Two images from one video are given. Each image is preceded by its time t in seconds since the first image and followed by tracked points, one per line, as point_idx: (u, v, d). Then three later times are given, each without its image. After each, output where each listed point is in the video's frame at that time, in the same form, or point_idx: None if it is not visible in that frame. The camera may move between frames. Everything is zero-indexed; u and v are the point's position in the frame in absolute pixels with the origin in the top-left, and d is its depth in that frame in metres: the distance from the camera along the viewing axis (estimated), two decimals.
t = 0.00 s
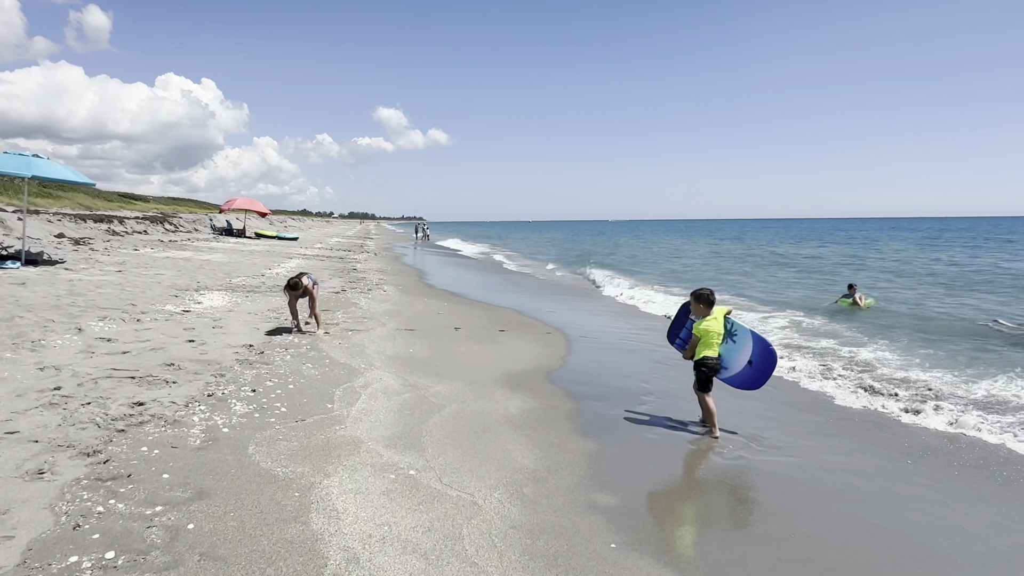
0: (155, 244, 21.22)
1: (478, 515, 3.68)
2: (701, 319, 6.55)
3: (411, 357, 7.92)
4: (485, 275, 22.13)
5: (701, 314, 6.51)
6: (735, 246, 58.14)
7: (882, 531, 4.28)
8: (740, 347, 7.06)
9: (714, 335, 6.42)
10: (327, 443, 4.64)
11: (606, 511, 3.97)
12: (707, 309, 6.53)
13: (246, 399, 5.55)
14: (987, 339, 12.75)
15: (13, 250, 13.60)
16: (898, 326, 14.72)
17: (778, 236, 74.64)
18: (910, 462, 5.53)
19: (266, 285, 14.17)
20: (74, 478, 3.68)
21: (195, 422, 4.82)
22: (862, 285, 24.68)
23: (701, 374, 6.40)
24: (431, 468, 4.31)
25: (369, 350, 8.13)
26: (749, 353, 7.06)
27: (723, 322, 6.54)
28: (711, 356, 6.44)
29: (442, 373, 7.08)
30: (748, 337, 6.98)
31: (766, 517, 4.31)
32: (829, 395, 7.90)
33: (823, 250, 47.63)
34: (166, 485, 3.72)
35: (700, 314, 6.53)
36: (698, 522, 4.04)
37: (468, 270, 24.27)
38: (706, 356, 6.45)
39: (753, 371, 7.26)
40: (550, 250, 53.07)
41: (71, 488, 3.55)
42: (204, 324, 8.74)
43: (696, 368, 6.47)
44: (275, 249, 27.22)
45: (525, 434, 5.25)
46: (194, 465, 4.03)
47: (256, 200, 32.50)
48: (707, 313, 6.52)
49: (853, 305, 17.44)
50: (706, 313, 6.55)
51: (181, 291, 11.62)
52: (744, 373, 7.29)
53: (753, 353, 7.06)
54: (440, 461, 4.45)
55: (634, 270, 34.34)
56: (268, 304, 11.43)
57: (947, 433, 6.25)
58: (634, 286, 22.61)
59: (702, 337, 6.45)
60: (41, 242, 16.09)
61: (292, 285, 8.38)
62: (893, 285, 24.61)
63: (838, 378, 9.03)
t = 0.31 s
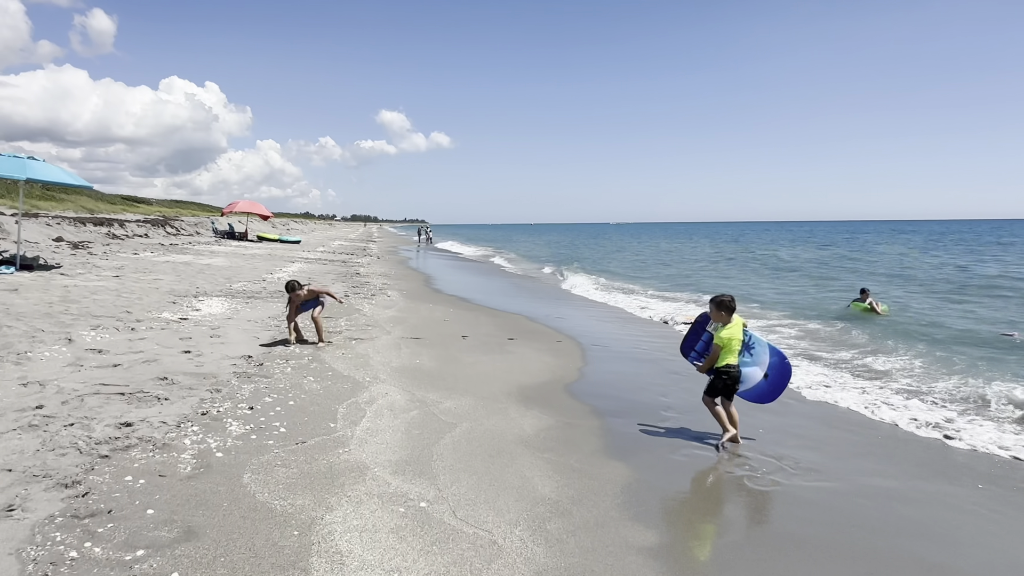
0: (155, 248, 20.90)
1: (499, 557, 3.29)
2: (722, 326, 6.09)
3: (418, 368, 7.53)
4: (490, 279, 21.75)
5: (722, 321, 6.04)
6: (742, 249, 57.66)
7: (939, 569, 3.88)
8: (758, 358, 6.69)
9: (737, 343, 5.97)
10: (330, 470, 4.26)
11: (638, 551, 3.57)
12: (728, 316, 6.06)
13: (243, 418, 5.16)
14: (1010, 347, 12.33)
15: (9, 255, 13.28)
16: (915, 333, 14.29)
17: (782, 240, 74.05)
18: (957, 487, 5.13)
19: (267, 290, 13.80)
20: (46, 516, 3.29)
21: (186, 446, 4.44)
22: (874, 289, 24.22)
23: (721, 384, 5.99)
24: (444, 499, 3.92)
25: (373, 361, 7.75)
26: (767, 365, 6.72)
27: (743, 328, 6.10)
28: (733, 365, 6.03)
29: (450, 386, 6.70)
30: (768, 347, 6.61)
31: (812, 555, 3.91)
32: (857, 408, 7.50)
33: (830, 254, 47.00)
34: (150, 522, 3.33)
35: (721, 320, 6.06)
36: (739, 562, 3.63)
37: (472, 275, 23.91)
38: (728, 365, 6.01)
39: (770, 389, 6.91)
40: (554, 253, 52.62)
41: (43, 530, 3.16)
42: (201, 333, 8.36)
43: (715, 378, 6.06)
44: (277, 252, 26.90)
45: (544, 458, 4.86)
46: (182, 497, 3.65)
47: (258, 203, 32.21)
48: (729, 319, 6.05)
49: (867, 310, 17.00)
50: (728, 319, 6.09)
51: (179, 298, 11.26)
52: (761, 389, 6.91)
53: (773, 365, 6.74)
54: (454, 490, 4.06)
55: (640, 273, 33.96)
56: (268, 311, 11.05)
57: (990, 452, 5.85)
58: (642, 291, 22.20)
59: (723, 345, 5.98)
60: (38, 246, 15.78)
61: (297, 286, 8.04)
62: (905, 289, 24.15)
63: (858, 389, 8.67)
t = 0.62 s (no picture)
0: (155, 250, 20.62)
1: None
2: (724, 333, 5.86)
3: (423, 376, 7.18)
4: (495, 282, 21.39)
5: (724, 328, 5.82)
6: (747, 251, 57.16)
7: None
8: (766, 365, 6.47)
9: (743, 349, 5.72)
10: (331, 491, 3.91)
11: None
12: (729, 321, 5.85)
13: (238, 432, 4.82)
14: None
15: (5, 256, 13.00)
16: (935, 338, 13.85)
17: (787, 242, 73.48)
18: (1009, 508, 4.74)
19: (267, 293, 13.47)
20: (15, 549, 2.95)
21: (176, 464, 4.10)
22: (885, 292, 23.79)
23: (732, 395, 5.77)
24: (456, 526, 3.56)
25: (377, 368, 7.41)
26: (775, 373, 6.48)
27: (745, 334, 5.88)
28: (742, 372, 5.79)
29: (459, 395, 6.35)
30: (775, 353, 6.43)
31: None
32: (887, 419, 7.11)
33: (837, 255, 46.47)
34: (130, 556, 2.99)
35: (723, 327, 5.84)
36: None
37: (477, 277, 23.56)
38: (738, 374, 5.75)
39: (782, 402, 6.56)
40: (558, 255, 52.22)
41: (9, 566, 2.82)
42: (198, 339, 8.02)
43: (725, 387, 5.82)
44: (280, 254, 26.60)
45: (562, 476, 4.50)
46: (168, 525, 3.30)
47: (259, 204, 31.90)
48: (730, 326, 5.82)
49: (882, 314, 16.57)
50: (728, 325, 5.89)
51: (176, 301, 10.93)
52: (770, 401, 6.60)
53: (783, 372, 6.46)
54: (466, 515, 3.72)
55: (646, 274, 33.55)
56: (268, 315, 10.71)
57: None
58: (649, 295, 21.83)
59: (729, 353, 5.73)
60: (36, 248, 15.50)
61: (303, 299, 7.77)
62: (917, 292, 23.68)
63: (881, 397, 8.31)
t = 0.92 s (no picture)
0: (155, 252, 20.31)
1: None
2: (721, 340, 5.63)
3: (430, 387, 6.83)
4: (500, 285, 21.03)
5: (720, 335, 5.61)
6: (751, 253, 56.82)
7: None
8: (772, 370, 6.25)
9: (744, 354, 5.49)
10: (334, 524, 3.55)
11: None
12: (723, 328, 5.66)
13: (234, 452, 4.47)
14: None
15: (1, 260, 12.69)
16: (954, 344, 13.44)
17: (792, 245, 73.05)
18: None
19: (268, 298, 13.13)
20: None
21: (165, 492, 3.75)
22: (896, 296, 23.35)
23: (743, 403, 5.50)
24: (473, 567, 3.20)
25: (381, 379, 7.06)
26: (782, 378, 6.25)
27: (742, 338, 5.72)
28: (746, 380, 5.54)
29: (469, 410, 6.00)
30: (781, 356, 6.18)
31: None
32: (919, 433, 6.73)
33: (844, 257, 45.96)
34: None
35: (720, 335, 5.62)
36: None
37: (481, 280, 23.21)
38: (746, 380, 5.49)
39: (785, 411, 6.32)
40: (562, 257, 51.81)
41: None
42: (195, 348, 7.68)
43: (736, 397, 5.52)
44: (282, 257, 26.28)
45: (584, 504, 4.14)
46: (151, 568, 2.95)
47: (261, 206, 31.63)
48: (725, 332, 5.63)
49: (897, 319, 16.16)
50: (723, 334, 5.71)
51: (174, 306, 10.59)
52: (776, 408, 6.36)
53: (790, 379, 6.23)
54: (483, 552, 3.36)
55: (651, 277, 33.12)
56: (269, 321, 10.37)
57: None
58: (656, 299, 21.46)
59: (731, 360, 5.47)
60: (34, 252, 15.20)
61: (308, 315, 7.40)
62: (929, 296, 23.23)
63: (907, 406, 7.95)
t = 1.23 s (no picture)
0: (157, 255, 20.06)
1: None
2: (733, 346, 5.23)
3: (440, 399, 6.48)
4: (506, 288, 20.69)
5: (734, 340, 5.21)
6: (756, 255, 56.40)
7: None
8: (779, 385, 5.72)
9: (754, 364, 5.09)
10: (342, 559, 3.21)
11: None
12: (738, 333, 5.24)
13: (232, 474, 4.14)
14: None
15: None
16: (977, 349, 13.00)
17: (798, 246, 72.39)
18: None
19: (270, 301, 12.81)
20: None
21: (155, 522, 3.41)
22: (910, 299, 22.87)
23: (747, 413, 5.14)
24: None
25: (389, 389, 6.71)
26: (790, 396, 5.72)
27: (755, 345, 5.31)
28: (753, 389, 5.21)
29: (482, 424, 5.66)
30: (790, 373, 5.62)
31: None
32: (960, 448, 6.32)
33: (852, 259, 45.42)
34: None
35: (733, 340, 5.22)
36: None
37: (487, 282, 22.88)
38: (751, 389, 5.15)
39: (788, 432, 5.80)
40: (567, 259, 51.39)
41: None
42: (194, 356, 7.37)
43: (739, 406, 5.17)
44: (285, 259, 26.01)
45: (614, 533, 3.79)
46: None
47: (264, 208, 31.37)
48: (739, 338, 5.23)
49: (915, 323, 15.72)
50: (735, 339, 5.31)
51: (174, 311, 10.28)
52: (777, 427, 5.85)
53: (795, 398, 5.69)
54: None
55: (658, 279, 32.70)
56: (271, 326, 10.04)
57: None
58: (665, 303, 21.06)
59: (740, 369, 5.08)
60: (33, 254, 14.95)
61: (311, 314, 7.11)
62: (944, 299, 22.73)
63: (940, 416, 7.55)
